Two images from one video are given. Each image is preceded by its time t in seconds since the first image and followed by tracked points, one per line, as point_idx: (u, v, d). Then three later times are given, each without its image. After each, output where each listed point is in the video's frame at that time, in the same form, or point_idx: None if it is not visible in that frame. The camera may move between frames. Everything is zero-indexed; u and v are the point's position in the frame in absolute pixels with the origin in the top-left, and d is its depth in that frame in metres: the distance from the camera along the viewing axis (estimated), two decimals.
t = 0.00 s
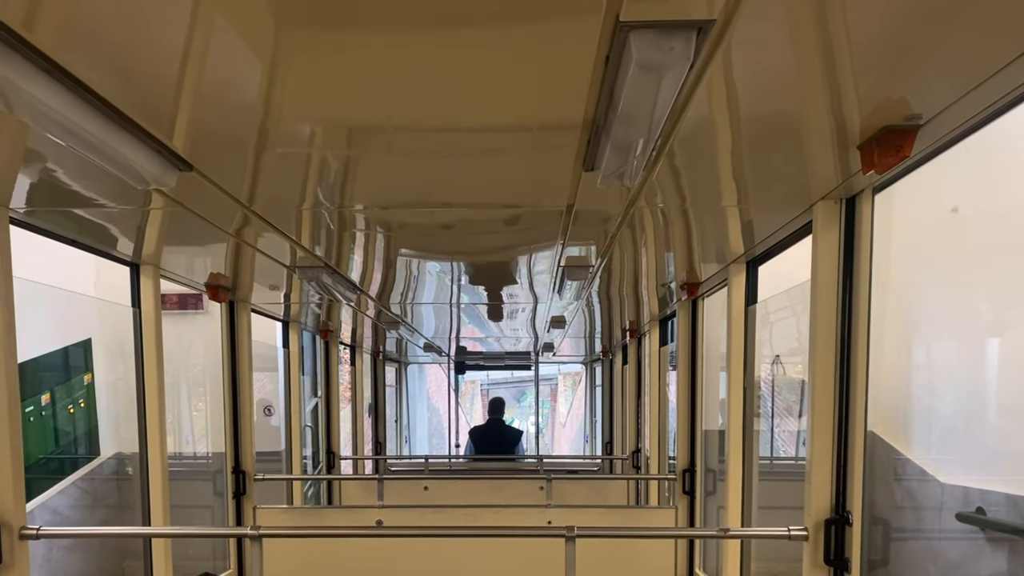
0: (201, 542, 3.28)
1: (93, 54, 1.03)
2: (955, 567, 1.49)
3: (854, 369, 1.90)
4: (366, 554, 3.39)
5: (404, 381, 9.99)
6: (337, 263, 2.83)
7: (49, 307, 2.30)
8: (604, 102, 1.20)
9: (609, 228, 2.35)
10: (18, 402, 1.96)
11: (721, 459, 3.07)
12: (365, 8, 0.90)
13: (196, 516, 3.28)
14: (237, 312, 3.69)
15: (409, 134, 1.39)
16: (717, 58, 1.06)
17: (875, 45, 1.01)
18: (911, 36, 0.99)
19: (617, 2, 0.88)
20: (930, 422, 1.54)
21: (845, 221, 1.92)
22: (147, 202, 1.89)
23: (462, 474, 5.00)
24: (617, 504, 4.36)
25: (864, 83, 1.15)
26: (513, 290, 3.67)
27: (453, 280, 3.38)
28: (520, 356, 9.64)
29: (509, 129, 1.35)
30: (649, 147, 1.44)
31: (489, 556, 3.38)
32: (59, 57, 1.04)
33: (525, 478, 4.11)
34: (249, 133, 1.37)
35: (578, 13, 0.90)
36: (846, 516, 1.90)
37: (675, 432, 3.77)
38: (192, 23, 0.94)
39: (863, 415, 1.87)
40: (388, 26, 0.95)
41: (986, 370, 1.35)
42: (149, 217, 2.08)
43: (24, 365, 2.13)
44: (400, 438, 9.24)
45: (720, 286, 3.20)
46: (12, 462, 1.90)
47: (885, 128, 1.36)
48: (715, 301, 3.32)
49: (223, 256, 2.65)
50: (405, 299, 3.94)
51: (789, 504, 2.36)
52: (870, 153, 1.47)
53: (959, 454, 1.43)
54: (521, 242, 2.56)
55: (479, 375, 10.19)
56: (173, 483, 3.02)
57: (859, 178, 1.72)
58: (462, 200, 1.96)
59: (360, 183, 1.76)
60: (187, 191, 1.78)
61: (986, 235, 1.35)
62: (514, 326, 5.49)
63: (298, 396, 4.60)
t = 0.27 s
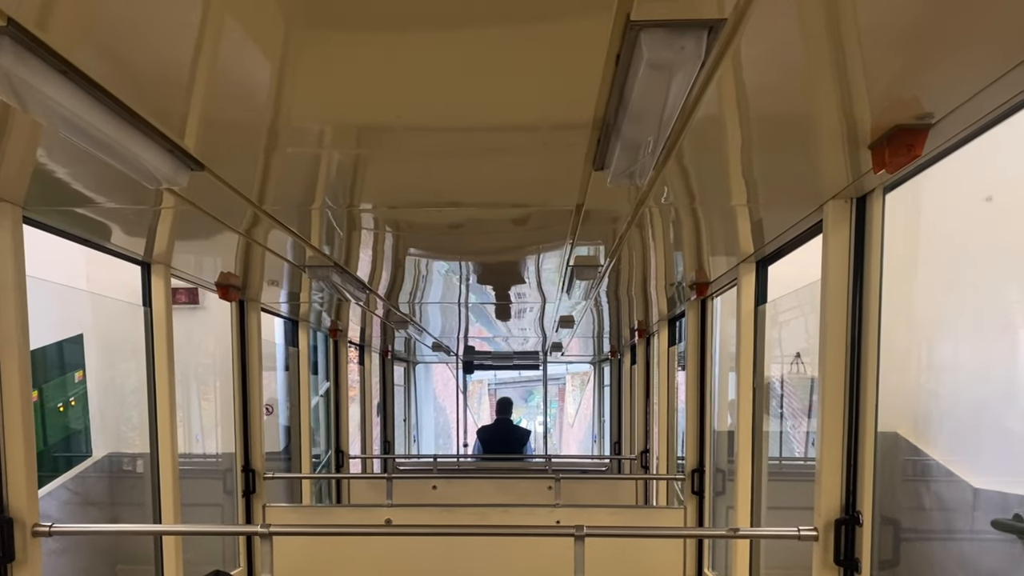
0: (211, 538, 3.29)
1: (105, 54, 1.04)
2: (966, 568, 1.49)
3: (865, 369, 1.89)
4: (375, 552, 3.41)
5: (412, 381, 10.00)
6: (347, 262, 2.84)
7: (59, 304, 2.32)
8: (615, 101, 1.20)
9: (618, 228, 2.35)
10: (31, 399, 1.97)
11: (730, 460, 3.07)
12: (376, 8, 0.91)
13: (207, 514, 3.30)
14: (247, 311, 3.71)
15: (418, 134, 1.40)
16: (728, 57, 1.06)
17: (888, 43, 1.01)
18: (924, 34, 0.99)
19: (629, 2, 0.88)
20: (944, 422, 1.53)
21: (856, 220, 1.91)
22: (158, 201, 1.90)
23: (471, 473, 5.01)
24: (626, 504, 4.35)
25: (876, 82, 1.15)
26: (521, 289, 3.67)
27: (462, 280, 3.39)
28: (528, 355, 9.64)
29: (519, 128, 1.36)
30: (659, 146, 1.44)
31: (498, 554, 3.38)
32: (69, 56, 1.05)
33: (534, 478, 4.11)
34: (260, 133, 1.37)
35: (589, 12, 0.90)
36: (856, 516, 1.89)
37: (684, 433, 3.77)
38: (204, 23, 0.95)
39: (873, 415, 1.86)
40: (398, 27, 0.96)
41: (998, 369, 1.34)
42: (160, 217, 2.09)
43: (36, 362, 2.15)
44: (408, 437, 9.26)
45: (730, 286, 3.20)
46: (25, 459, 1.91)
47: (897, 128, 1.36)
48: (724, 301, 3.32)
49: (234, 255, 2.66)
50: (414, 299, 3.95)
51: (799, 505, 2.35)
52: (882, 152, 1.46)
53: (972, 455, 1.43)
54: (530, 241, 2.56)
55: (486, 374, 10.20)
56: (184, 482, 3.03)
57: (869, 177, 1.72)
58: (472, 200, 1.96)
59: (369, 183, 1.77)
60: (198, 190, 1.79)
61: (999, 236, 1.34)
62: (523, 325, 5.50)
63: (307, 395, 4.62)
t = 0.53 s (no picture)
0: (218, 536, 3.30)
1: (111, 52, 1.04)
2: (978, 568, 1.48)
3: (872, 368, 1.88)
4: (382, 551, 3.41)
5: (419, 380, 10.01)
6: (353, 261, 2.85)
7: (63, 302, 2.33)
8: (620, 100, 1.19)
9: (624, 227, 2.35)
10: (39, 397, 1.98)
11: (737, 459, 3.06)
12: (381, 6, 0.90)
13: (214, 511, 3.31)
14: (255, 310, 3.72)
15: (424, 133, 1.40)
16: (734, 55, 1.05)
17: (895, 40, 1.00)
18: (932, 31, 0.98)
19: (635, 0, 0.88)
20: (956, 422, 1.52)
21: (863, 219, 1.90)
22: (165, 200, 1.91)
23: (477, 472, 5.02)
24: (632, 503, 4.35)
25: (883, 79, 1.14)
26: (528, 288, 3.67)
27: (468, 279, 3.39)
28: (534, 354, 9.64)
29: (525, 127, 1.35)
30: (665, 145, 1.43)
31: (504, 552, 3.38)
32: (76, 55, 1.05)
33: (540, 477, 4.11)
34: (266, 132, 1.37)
35: (594, 10, 0.90)
36: (862, 516, 1.88)
37: (691, 433, 3.76)
38: (209, 22, 0.95)
39: (881, 416, 1.86)
40: (404, 25, 0.95)
41: (1008, 369, 1.34)
42: (167, 216, 2.10)
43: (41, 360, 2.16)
44: (414, 436, 9.28)
45: (737, 285, 3.19)
46: (33, 457, 1.92)
47: (904, 126, 1.35)
48: (731, 301, 3.31)
49: (240, 254, 2.67)
50: (420, 298, 3.95)
51: (805, 505, 2.35)
52: (889, 151, 1.46)
53: (983, 454, 1.42)
54: (536, 240, 2.56)
55: (492, 373, 10.21)
56: (190, 480, 3.04)
57: (877, 176, 1.71)
58: (477, 199, 1.96)
59: (375, 182, 1.77)
60: (204, 189, 1.80)
61: (1008, 235, 1.34)
62: (529, 325, 5.49)
63: (313, 394, 4.63)
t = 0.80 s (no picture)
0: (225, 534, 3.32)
1: (124, 52, 1.05)
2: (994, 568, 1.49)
3: (878, 368, 1.88)
4: (388, 550, 3.43)
5: (425, 379, 10.02)
6: (360, 260, 2.85)
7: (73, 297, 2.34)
8: (627, 100, 1.20)
9: (630, 227, 2.35)
10: (49, 394, 1.99)
11: (743, 459, 3.06)
12: (390, 6, 0.91)
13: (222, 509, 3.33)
14: (262, 309, 3.73)
15: (431, 133, 1.40)
16: (742, 54, 1.05)
17: (903, 39, 1.00)
18: (939, 30, 0.98)
19: None
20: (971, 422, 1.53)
21: (871, 218, 1.91)
22: (173, 199, 1.92)
23: (482, 472, 5.02)
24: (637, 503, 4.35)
25: (891, 79, 1.15)
26: (533, 288, 3.67)
27: (474, 279, 3.39)
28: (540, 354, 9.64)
29: (531, 127, 1.36)
30: (672, 144, 1.44)
31: (509, 552, 3.39)
32: (86, 55, 1.06)
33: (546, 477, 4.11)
34: (274, 131, 1.38)
35: (601, 9, 0.90)
36: (869, 516, 1.88)
37: (697, 433, 3.76)
38: (219, 21, 0.95)
39: (887, 416, 1.85)
40: (412, 25, 0.96)
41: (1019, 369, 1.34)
42: (175, 214, 2.11)
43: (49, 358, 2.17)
44: (420, 436, 9.30)
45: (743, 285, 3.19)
46: (43, 453, 1.93)
47: (911, 125, 1.35)
48: (737, 301, 3.31)
49: (248, 253, 2.68)
50: (426, 297, 3.96)
51: (811, 505, 2.34)
52: (897, 150, 1.46)
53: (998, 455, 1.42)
54: (542, 240, 2.56)
55: (497, 373, 10.22)
56: (198, 479, 3.05)
57: (884, 176, 1.71)
58: (484, 198, 1.97)
59: (382, 181, 1.77)
60: (212, 188, 1.80)
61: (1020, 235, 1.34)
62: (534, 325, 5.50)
63: (320, 393, 4.64)
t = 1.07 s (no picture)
0: (233, 532, 3.33)
1: (137, 51, 1.06)
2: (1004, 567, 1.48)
3: (886, 367, 1.88)
4: (394, 548, 3.44)
5: (430, 379, 10.03)
6: (367, 259, 2.86)
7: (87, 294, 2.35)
8: (636, 99, 1.20)
9: (637, 227, 2.35)
10: (59, 390, 2.00)
11: (750, 459, 3.06)
12: (401, 5, 0.91)
13: (230, 507, 3.34)
14: (269, 308, 3.74)
15: (439, 132, 1.41)
16: (751, 54, 1.06)
17: (913, 38, 1.00)
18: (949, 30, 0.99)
19: None
20: (981, 421, 1.52)
21: (879, 217, 1.91)
22: (182, 197, 1.93)
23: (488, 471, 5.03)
24: (643, 502, 4.35)
25: (900, 78, 1.15)
26: (539, 287, 3.67)
27: (480, 278, 3.40)
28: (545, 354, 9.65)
29: (539, 126, 1.36)
30: (681, 143, 1.44)
31: (516, 551, 3.39)
32: (99, 54, 1.07)
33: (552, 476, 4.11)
34: (284, 130, 1.39)
35: (611, 8, 0.90)
36: (877, 515, 1.88)
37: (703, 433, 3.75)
38: (231, 21, 0.96)
39: (895, 415, 1.85)
40: (423, 24, 0.96)
41: None
42: (184, 213, 2.12)
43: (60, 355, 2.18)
44: (425, 435, 9.31)
45: (749, 285, 3.19)
46: (54, 449, 1.94)
47: (921, 124, 1.35)
48: (743, 300, 3.31)
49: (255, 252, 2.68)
50: (433, 296, 3.96)
51: (819, 505, 2.34)
52: (905, 149, 1.46)
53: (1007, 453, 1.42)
54: (549, 240, 2.56)
55: (502, 373, 10.24)
56: (206, 477, 3.07)
57: (892, 175, 1.71)
58: (491, 198, 1.97)
59: (390, 180, 1.78)
60: (221, 187, 1.81)
61: None
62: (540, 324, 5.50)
63: (326, 392, 4.65)
